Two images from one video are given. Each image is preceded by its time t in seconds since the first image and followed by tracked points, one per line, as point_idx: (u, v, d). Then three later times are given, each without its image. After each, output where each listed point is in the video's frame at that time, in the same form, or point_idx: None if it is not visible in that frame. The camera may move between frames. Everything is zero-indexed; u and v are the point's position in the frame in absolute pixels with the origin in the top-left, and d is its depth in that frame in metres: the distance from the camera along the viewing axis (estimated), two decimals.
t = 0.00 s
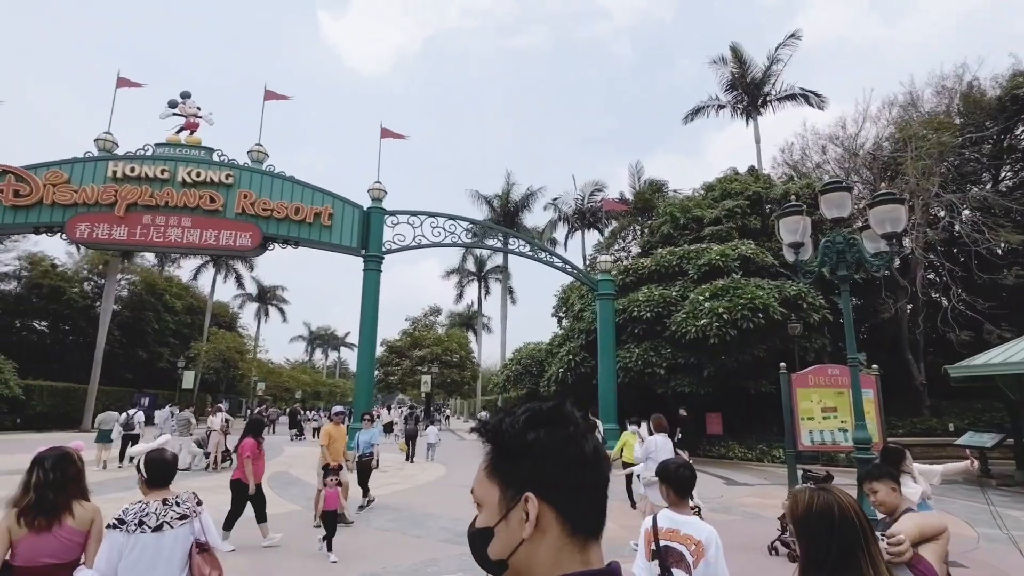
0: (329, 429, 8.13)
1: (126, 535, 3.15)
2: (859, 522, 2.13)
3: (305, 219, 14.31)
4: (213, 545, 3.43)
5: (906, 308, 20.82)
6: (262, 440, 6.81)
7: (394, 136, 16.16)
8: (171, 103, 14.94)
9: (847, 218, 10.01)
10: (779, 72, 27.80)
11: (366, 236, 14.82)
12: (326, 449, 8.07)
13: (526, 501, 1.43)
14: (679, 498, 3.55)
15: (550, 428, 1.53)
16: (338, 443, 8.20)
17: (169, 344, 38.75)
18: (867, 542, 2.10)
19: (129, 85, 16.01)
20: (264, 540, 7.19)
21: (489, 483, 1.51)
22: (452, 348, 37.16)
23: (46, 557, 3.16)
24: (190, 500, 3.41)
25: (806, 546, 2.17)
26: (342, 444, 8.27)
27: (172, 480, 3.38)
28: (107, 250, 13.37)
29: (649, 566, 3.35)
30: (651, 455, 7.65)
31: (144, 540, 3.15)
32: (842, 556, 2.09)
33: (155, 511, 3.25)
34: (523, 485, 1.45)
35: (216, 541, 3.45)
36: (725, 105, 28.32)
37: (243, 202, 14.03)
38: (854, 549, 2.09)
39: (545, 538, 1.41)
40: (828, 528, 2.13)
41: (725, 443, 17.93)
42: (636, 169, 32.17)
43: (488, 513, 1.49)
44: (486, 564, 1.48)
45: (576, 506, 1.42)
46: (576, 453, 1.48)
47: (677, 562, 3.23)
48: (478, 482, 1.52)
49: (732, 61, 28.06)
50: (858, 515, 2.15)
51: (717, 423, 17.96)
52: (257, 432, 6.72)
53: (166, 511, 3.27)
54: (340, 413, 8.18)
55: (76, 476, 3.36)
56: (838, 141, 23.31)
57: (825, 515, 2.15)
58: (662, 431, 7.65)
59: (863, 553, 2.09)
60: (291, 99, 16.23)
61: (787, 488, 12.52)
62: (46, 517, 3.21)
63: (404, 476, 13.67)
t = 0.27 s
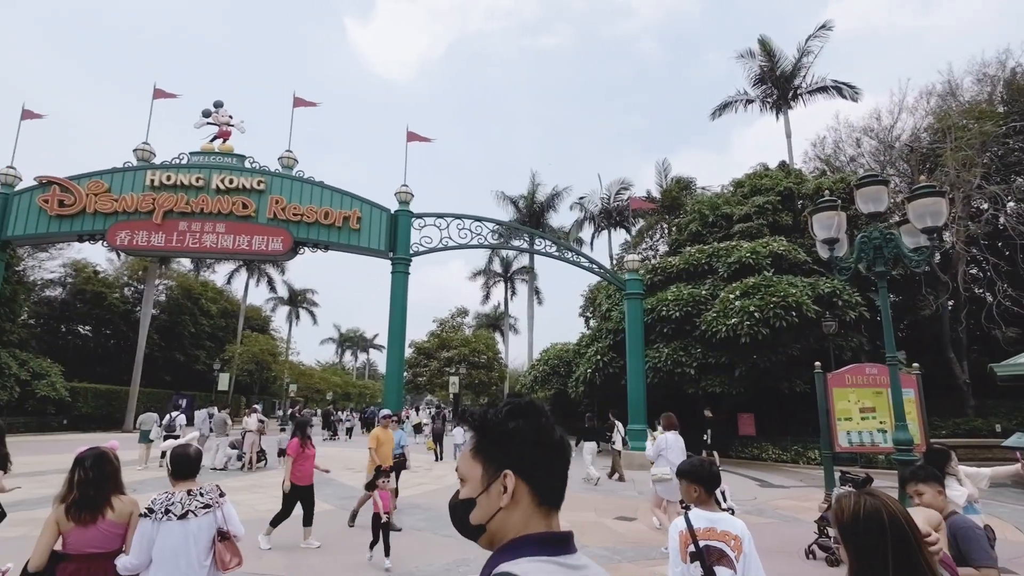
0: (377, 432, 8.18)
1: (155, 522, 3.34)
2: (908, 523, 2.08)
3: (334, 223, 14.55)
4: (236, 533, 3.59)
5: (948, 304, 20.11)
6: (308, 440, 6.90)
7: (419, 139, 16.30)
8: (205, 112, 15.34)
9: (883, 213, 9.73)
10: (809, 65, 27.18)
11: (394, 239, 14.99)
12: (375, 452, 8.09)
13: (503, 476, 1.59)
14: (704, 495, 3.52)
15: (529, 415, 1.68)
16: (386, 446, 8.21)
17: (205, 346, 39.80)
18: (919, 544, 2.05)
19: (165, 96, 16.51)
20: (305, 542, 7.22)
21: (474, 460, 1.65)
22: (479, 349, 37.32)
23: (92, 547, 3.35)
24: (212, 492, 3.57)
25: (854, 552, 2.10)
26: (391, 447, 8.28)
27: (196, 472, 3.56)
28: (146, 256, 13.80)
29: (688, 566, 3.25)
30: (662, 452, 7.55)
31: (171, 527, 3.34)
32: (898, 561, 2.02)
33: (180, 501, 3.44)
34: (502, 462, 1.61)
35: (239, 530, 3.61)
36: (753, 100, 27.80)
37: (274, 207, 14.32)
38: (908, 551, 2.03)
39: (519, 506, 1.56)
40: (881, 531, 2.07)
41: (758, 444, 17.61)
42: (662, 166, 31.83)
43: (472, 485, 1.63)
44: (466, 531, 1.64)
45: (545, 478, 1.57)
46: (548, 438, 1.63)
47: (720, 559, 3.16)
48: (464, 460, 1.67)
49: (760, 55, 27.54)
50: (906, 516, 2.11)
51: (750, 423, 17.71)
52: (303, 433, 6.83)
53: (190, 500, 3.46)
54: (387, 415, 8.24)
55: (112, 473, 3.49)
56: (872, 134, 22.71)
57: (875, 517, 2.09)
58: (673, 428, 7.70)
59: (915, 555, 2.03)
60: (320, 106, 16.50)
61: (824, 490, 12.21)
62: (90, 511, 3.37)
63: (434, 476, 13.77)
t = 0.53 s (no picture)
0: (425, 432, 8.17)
1: (190, 513, 3.52)
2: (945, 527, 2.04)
3: (365, 227, 14.76)
4: (266, 531, 3.68)
5: (997, 301, 19.29)
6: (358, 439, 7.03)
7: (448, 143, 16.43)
8: (241, 121, 15.76)
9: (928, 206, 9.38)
10: (846, 55, 26.42)
11: (424, 241, 15.12)
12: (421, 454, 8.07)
13: (463, 461, 1.86)
14: (736, 495, 3.44)
15: (480, 408, 1.93)
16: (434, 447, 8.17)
17: (242, 349, 40.84)
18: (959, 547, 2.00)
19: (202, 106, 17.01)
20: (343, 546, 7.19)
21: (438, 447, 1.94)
22: (509, 350, 37.36)
23: (137, 532, 3.62)
24: (243, 488, 3.72)
25: (897, 560, 2.02)
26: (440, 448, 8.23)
27: (232, 469, 3.71)
28: (186, 262, 14.23)
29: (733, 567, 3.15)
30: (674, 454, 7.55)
31: (204, 519, 3.51)
32: (942, 568, 1.96)
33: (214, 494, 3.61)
34: (459, 448, 1.88)
35: (269, 528, 3.70)
36: (787, 93, 27.14)
37: (307, 213, 14.61)
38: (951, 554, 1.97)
39: (475, 484, 1.83)
40: (923, 535, 2.00)
41: (796, 446, 17.17)
42: (693, 164, 31.36)
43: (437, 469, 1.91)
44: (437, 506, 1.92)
45: (501, 461, 1.81)
46: (496, 427, 1.87)
47: (762, 558, 3.13)
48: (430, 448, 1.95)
49: (793, 47, 26.89)
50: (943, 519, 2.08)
51: (788, 424, 17.29)
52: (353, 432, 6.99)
53: (224, 496, 3.61)
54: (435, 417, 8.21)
55: (156, 465, 3.76)
56: (913, 125, 21.98)
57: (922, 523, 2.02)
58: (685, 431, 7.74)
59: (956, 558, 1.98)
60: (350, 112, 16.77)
61: (867, 493, 11.84)
62: (135, 499, 3.66)
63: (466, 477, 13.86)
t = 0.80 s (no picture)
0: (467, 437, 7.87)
1: (220, 502, 3.67)
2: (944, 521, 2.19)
3: (390, 230, 14.89)
4: (291, 522, 3.80)
5: None
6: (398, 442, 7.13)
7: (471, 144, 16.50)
8: (268, 128, 16.07)
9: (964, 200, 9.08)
10: (876, 47, 25.77)
11: (448, 243, 15.21)
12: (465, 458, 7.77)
13: (421, 466, 2.00)
14: (759, 495, 3.37)
15: (434, 415, 2.07)
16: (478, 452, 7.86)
17: (271, 351, 41.60)
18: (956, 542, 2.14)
19: (231, 114, 17.40)
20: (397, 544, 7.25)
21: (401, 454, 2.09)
22: (534, 351, 37.32)
23: (174, 525, 3.80)
24: (270, 480, 3.85)
25: (897, 553, 2.19)
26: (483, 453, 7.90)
27: (260, 462, 3.86)
28: (218, 267, 14.57)
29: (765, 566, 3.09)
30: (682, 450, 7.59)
31: (233, 508, 3.65)
32: (936, 562, 2.11)
33: (242, 487, 3.73)
34: (416, 454, 2.03)
35: (294, 520, 3.82)
36: (815, 86, 26.59)
37: (333, 216, 14.84)
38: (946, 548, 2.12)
39: (432, 485, 1.96)
40: (920, 530, 2.16)
41: (829, 447, 16.77)
42: (718, 160, 30.95)
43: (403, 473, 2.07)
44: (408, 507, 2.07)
45: (453, 465, 1.94)
46: (446, 432, 1.99)
47: (790, 558, 3.10)
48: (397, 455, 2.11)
49: (821, 39, 26.34)
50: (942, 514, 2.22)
51: (819, 425, 16.91)
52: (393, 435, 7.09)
53: (251, 486, 3.76)
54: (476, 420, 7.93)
55: (195, 462, 3.95)
56: (948, 116, 21.36)
57: (919, 518, 2.18)
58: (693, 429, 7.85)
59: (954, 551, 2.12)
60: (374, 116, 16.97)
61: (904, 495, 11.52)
62: (172, 495, 3.84)
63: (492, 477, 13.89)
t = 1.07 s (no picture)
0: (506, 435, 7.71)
1: (240, 497, 3.82)
2: (918, 516, 2.45)
3: (412, 231, 15.00)
4: (305, 520, 3.88)
5: None
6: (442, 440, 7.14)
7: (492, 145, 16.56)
8: (292, 132, 16.35)
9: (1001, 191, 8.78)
10: (906, 36, 25.13)
11: (470, 243, 15.27)
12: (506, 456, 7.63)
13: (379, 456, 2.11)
14: (762, 493, 3.35)
15: (390, 412, 2.12)
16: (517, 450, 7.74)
17: (297, 352, 42.22)
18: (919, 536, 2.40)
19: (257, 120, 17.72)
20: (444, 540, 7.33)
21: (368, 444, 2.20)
22: (556, 350, 37.21)
23: (209, 513, 4.04)
24: (287, 478, 3.95)
25: (871, 530, 2.54)
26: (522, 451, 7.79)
27: (278, 460, 3.97)
28: (245, 269, 14.84)
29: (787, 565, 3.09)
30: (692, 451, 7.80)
31: (250, 503, 3.78)
32: (897, 541, 2.42)
33: (259, 484, 3.85)
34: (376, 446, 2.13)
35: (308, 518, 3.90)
36: (842, 79, 26.01)
37: (357, 219, 15.00)
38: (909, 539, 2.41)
39: (390, 474, 2.07)
40: (887, 521, 2.47)
41: (861, 447, 16.38)
42: (742, 156, 30.47)
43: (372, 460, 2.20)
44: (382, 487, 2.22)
45: (406, 459, 2.02)
46: (398, 430, 2.06)
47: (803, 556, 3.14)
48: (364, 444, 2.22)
49: (848, 30, 25.75)
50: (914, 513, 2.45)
51: (851, 425, 16.52)
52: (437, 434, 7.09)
53: (267, 484, 3.87)
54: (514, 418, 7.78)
55: (227, 458, 4.29)
56: (983, 106, 20.73)
57: (893, 513, 2.46)
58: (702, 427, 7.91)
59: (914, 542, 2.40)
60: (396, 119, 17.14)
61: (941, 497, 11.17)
62: (207, 483, 4.12)
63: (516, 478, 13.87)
